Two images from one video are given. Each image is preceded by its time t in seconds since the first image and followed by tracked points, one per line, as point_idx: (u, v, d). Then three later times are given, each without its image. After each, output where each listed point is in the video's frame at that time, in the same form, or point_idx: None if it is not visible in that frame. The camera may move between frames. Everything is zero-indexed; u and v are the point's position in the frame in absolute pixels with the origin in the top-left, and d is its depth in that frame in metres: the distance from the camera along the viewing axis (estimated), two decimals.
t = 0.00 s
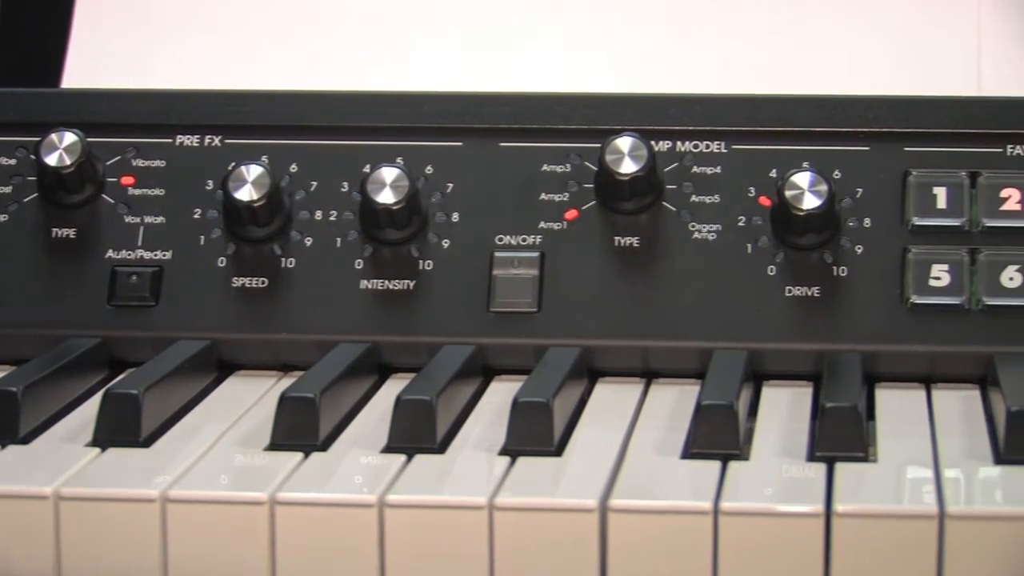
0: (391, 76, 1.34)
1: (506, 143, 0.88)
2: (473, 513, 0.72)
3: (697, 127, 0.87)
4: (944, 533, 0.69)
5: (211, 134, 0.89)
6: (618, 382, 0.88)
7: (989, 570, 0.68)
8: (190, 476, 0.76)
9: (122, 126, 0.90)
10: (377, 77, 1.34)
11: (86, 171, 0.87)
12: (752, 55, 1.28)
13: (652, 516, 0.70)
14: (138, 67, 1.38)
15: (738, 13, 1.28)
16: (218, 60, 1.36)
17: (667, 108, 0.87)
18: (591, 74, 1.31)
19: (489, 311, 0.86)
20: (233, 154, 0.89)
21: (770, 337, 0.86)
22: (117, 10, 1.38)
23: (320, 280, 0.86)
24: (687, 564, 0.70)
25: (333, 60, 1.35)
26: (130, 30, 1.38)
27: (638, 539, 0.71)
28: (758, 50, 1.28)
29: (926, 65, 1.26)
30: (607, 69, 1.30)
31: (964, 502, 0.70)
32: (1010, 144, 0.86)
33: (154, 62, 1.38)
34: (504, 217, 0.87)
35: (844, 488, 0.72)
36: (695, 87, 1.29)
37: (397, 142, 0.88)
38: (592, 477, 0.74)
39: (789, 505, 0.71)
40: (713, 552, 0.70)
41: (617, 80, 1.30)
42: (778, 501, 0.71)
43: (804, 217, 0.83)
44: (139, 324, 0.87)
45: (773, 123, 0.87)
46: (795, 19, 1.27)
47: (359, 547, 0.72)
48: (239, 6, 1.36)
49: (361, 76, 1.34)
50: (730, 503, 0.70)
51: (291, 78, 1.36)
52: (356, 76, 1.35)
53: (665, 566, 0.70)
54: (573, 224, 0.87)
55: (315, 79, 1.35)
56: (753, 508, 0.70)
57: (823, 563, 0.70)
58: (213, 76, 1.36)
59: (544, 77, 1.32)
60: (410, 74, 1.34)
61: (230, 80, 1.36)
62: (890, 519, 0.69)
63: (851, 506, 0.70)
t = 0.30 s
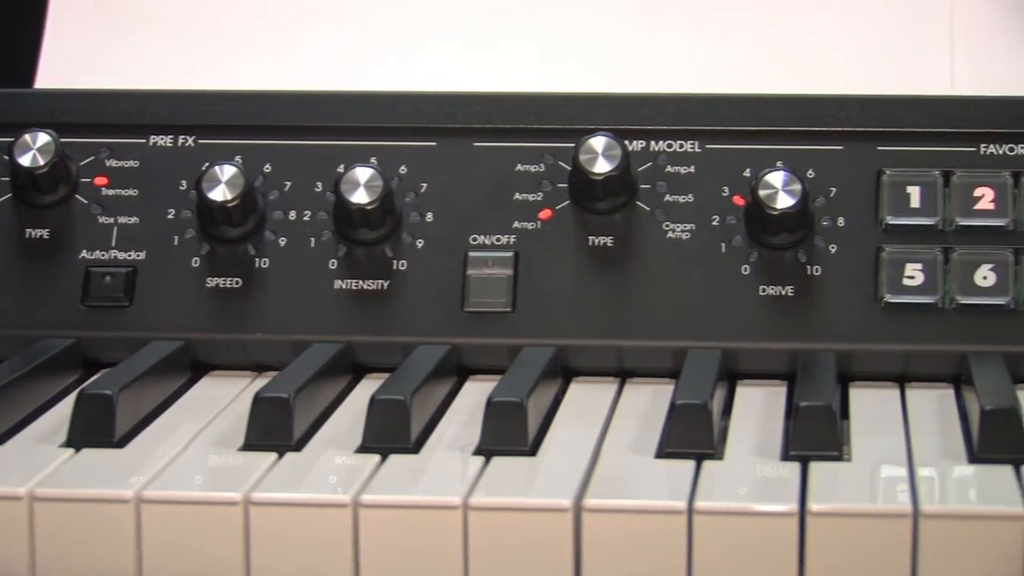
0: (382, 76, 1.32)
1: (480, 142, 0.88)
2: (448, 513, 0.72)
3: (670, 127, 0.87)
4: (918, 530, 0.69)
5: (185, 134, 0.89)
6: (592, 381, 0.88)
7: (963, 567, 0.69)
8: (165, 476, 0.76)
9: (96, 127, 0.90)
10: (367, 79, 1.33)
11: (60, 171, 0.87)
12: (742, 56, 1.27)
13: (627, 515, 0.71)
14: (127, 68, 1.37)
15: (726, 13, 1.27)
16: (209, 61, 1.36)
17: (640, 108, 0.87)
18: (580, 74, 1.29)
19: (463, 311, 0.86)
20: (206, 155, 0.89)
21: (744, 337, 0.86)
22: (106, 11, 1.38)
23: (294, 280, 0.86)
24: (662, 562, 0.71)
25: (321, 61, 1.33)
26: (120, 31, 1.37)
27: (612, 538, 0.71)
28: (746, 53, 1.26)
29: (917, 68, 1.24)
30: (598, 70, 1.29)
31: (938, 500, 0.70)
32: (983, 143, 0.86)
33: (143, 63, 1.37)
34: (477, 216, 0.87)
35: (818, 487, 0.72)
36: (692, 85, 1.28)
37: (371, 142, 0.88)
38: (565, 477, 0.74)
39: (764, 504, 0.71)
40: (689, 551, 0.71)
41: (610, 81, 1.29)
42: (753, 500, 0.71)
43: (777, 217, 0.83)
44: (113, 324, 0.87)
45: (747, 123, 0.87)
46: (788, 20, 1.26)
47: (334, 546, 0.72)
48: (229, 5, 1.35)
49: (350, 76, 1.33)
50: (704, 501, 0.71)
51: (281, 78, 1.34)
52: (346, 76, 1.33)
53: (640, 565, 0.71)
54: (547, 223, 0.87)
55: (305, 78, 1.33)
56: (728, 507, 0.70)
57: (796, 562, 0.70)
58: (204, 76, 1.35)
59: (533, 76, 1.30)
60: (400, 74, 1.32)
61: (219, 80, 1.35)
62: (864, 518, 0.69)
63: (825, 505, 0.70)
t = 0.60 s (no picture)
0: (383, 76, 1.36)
1: (455, 142, 0.88)
2: (423, 513, 0.72)
3: (646, 127, 0.87)
4: (893, 530, 0.69)
5: (160, 135, 0.89)
6: (568, 381, 0.88)
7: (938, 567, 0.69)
8: (140, 477, 0.76)
9: (72, 128, 0.90)
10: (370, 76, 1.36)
11: (35, 172, 0.87)
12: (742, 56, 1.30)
13: (602, 515, 0.71)
14: (138, 68, 1.40)
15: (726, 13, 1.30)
16: (215, 60, 1.38)
17: (616, 108, 0.87)
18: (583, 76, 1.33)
19: (439, 311, 0.86)
20: (182, 155, 0.89)
21: (719, 336, 0.86)
22: (110, 13, 1.40)
23: (270, 280, 0.86)
24: (638, 562, 0.71)
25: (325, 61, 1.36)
26: (125, 32, 1.40)
27: (588, 538, 0.71)
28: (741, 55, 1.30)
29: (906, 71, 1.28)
30: (593, 71, 1.33)
31: (914, 499, 0.71)
32: (958, 143, 0.86)
33: (150, 62, 1.39)
34: (453, 216, 0.87)
35: (794, 487, 0.72)
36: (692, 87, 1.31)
37: (347, 142, 0.88)
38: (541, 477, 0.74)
39: (742, 505, 0.71)
40: (665, 551, 0.71)
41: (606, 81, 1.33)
42: (729, 500, 0.71)
43: (753, 217, 0.83)
44: (88, 326, 0.87)
45: (722, 123, 0.87)
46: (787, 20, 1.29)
47: (310, 546, 0.72)
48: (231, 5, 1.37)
49: (352, 75, 1.36)
50: (680, 502, 0.71)
51: (286, 78, 1.37)
52: (348, 76, 1.36)
53: (616, 564, 0.71)
54: (522, 223, 0.87)
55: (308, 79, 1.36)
56: (704, 507, 0.70)
57: (773, 562, 0.70)
58: (211, 75, 1.38)
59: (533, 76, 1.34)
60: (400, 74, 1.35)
61: (227, 77, 1.38)
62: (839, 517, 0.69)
63: (801, 506, 0.70)
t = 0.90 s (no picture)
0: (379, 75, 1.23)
1: (430, 143, 0.88)
2: (399, 514, 0.72)
3: (621, 127, 0.87)
4: (869, 529, 0.69)
5: (135, 136, 0.89)
6: (543, 382, 0.88)
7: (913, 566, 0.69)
8: (115, 478, 0.76)
9: (46, 130, 0.90)
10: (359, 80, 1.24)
11: (10, 173, 0.87)
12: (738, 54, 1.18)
13: (577, 515, 0.71)
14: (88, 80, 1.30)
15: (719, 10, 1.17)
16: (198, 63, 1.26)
17: (590, 108, 0.87)
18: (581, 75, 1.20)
19: (415, 311, 0.86)
20: (156, 156, 0.89)
21: (695, 336, 0.86)
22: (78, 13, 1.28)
23: (245, 281, 0.86)
24: (614, 562, 0.71)
25: (313, 61, 1.23)
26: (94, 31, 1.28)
27: (563, 538, 0.71)
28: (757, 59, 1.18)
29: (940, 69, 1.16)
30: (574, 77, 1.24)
31: (889, 499, 0.71)
32: (933, 142, 0.87)
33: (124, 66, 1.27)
34: (429, 217, 0.87)
35: (770, 486, 0.72)
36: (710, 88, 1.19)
37: (322, 143, 0.88)
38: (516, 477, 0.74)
39: (719, 505, 0.71)
40: (640, 551, 0.71)
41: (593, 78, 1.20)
42: (706, 501, 0.71)
43: (728, 217, 0.82)
44: (63, 327, 0.87)
45: (697, 123, 0.87)
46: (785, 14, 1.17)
47: (286, 546, 0.73)
48: None
49: (344, 77, 1.23)
50: (656, 502, 0.71)
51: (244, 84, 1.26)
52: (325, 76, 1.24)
53: (590, 565, 0.71)
54: (497, 223, 0.87)
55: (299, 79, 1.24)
56: (680, 507, 0.70)
57: (749, 562, 0.70)
58: (192, 77, 1.26)
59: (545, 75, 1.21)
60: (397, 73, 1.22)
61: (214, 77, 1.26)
62: (815, 517, 0.70)
63: (776, 505, 0.70)
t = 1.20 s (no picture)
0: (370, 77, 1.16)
1: (404, 143, 0.88)
2: (373, 514, 0.72)
3: (595, 128, 0.87)
4: (843, 528, 0.70)
5: (109, 137, 0.89)
6: (517, 381, 0.88)
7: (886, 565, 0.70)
8: (88, 478, 0.76)
9: (19, 130, 0.90)
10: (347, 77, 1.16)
11: None
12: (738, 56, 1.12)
13: (550, 515, 0.71)
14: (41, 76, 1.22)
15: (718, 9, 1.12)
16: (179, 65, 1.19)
17: (564, 108, 0.87)
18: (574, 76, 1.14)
19: (389, 312, 0.86)
20: (130, 157, 0.89)
21: (669, 337, 0.86)
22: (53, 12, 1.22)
23: (219, 281, 0.86)
24: (588, 562, 0.71)
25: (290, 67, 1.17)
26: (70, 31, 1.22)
27: (536, 538, 0.71)
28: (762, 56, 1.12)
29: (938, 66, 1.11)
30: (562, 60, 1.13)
31: (863, 499, 0.72)
32: (907, 142, 0.87)
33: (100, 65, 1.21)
34: (402, 217, 0.87)
35: (743, 486, 0.73)
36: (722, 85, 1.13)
37: (296, 144, 0.88)
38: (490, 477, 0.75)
39: (696, 503, 0.72)
40: (615, 550, 0.71)
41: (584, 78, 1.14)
42: (681, 500, 0.72)
43: (701, 217, 0.82)
44: (37, 328, 0.87)
45: (670, 123, 0.87)
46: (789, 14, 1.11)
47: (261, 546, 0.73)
48: None
49: (330, 76, 1.17)
50: (630, 501, 0.71)
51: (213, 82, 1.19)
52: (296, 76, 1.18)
53: (566, 564, 0.71)
54: (471, 224, 0.87)
55: (284, 77, 1.17)
56: (652, 507, 0.71)
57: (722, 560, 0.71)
58: (171, 77, 1.20)
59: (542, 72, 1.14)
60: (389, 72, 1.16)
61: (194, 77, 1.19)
62: (787, 516, 0.70)
63: (749, 505, 0.71)
